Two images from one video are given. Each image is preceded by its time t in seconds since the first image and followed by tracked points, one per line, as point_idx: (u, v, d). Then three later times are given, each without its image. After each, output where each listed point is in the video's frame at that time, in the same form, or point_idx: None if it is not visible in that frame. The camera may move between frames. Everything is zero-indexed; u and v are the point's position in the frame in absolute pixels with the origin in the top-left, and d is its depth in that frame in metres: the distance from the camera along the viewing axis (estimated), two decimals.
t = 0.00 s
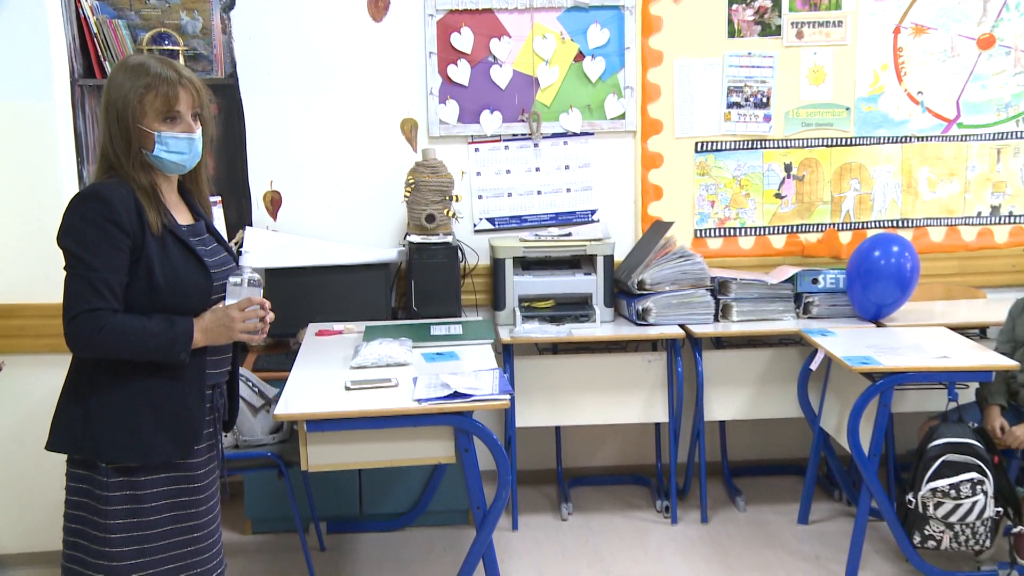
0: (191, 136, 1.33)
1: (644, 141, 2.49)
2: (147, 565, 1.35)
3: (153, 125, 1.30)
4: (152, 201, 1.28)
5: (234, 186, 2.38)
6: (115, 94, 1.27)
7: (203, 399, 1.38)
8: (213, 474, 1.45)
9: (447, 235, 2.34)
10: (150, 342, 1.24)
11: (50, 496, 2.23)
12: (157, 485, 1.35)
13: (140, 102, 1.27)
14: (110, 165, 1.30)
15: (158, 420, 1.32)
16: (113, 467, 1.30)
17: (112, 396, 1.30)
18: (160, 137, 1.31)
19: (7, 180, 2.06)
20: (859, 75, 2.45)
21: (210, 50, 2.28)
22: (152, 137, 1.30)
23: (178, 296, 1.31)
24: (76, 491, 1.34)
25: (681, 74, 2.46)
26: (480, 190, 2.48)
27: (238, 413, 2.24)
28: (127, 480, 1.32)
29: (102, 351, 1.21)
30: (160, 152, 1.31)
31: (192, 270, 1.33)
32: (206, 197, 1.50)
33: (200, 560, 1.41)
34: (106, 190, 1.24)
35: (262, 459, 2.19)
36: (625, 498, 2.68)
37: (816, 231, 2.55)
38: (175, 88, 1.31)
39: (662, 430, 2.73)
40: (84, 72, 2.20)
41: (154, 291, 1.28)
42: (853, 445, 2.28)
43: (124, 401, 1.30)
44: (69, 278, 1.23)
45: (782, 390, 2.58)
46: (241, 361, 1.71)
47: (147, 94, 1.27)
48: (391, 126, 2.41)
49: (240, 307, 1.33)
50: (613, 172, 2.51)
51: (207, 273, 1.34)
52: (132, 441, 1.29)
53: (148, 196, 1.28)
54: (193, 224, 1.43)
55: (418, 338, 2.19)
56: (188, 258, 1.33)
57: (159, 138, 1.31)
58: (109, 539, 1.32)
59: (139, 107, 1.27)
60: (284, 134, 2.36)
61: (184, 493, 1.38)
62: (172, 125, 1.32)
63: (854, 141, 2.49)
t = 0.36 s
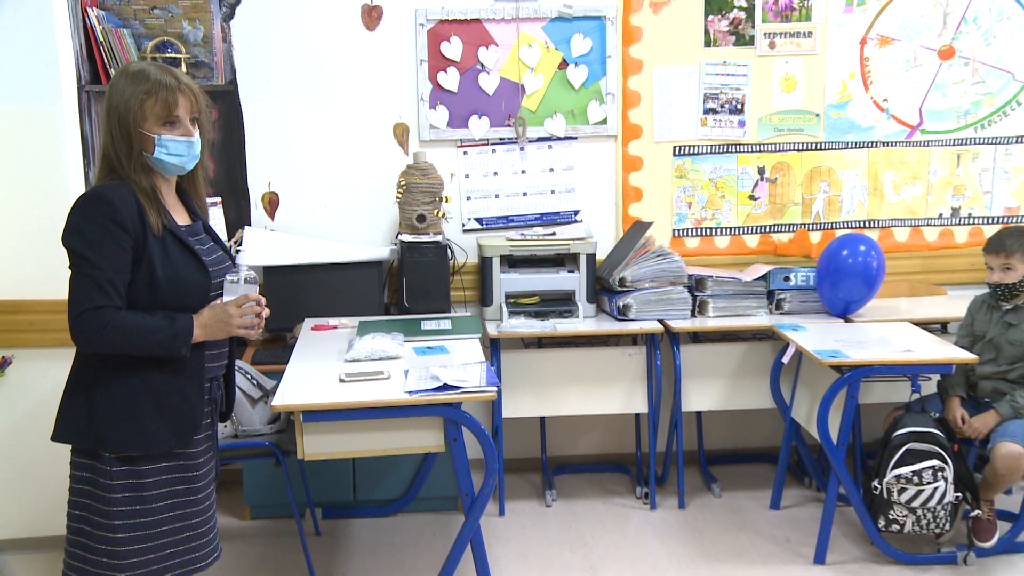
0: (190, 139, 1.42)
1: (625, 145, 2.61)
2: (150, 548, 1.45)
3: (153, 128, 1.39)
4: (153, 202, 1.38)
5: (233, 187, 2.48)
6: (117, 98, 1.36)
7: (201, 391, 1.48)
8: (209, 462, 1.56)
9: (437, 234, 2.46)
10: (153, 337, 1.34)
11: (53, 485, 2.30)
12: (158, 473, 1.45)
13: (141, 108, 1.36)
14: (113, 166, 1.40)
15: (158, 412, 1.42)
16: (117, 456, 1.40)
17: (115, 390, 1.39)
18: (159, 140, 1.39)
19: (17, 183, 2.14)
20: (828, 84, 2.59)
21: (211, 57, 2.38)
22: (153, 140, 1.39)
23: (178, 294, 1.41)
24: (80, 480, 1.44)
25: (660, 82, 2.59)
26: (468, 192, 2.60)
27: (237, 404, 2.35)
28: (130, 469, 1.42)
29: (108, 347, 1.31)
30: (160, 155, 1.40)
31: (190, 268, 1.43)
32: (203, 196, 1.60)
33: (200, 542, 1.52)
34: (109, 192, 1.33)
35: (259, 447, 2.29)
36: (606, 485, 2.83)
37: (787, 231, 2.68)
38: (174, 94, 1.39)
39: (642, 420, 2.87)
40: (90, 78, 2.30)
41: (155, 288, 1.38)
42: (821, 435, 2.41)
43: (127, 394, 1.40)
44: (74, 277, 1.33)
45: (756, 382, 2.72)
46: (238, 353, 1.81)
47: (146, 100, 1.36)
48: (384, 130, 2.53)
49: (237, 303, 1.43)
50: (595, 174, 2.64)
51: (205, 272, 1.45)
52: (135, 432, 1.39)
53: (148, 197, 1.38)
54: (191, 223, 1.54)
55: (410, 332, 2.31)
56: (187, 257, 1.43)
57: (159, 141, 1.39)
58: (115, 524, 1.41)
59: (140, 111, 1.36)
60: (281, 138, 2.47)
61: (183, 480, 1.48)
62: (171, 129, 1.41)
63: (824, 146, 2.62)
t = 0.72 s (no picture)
0: (188, 145, 1.46)
1: (606, 150, 2.75)
2: (153, 534, 1.51)
3: (152, 134, 1.43)
4: (152, 205, 1.42)
5: (233, 190, 2.60)
6: (117, 105, 1.40)
7: (200, 385, 1.54)
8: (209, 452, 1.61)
9: (428, 235, 2.59)
10: (152, 334, 1.39)
11: (64, 476, 2.38)
12: (159, 463, 1.50)
13: (140, 114, 1.41)
14: (112, 170, 1.44)
15: (159, 405, 1.47)
16: (118, 447, 1.46)
17: (117, 384, 1.45)
18: (157, 144, 1.44)
19: (31, 189, 2.26)
20: (798, 93, 2.73)
21: (211, 66, 2.50)
22: (151, 145, 1.44)
23: (177, 293, 1.46)
24: (85, 471, 1.50)
25: (640, 90, 2.73)
26: (457, 194, 2.73)
27: (238, 396, 2.48)
28: (132, 460, 1.47)
29: (109, 343, 1.36)
30: (159, 160, 1.44)
31: (189, 268, 1.48)
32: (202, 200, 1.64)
33: (201, 528, 1.58)
34: (110, 195, 1.38)
35: (258, 438, 2.42)
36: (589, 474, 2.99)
37: (760, 232, 2.83)
38: (172, 100, 1.44)
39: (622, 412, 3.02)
40: (97, 86, 2.41)
41: (155, 288, 1.43)
42: (792, 425, 2.53)
43: (129, 387, 1.45)
44: (77, 277, 1.38)
45: (730, 375, 2.86)
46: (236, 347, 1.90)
47: (145, 106, 1.40)
48: (377, 136, 2.65)
49: (231, 300, 1.48)
50: (578, 178, 2.77)
51: (204, 272, 1.50)
52: (136, 424, 1.44)
53: (148, 199, 1.42)
54: (190, 225, 1.58)
55: (402, 328, 2.44)
56: (186, 257, 1.48)
57: (158, 146, 1.44)
58: (118, 512, 1.47)
59: (138, 117, 1.40)
60: (279, 143, 2.60)
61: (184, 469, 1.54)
62: (169, 134, 1.46)
63: (794, 151, 2.77)
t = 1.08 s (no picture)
0: (194, 150, 1.52)
1: (589, 155, 2.89)
2: (161, 524, 1.54)
3: (161, 139, 1.47)
4: (154, 208, 1.46)
5: (233, 193, 2.72)
6: (126, 108, 1.44)
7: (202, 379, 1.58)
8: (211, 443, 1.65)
9: (419, 236, 2.72)
10: (160, 332, 1.44)
11: (72, 467, 2.49)
12: (164, 455, 1.54)
13: (149, 120, 1.45)
14: (115, 173, 1.47)
15: (163, 399, 1.51)
16: (124, 440, 1.49)
17: (123, 379, 1.49)
18: (166, 149, 1.48)
19: (42, 193, 2.37)
20: (770, 100, 2.88)
21: (213, 75, 2.62)
22: (159, 150, 1.48)
23: (179, 293, 1.50)
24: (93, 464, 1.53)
25: (621, 98, 2.87)
26: (447, 197, 2.86)
27: (238, 390, 2.60)
28: (138, 452, 1.50)
29: (115, 341, 1.40)
30: (167, 164, 1.49)
31: (190, 268, 1.52)
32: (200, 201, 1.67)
33: (205, 517, 1.61)
34: (116, 197, 1.42)
35: (257, 429, 2.53)
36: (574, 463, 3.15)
37: (735, 233, 2.98)
38: (183, 108, 1.49)
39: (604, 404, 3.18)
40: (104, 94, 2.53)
41: (157, 287, 1.47)
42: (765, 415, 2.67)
43: (134, 382, 1.49)
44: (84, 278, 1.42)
45: (707, 369, 3.01)
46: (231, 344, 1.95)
47: (157, 112, 1.45)
48: (371, 142, 2.78)
49: (233, 300, 1.54)
50: (562, 181, 2.91)
51: (204, 271, 1.54)
52: (141, 418, 1.48)
53: (150, 203, 1.46)
54: (188, 227, 1.63)
55: (395, 324, 2.57)
56: (188, 258, 1.52)
57: (165, 151, 1.48)
58: (127, 501, 1.50)
59: (149, 123, 1.45)
60: (277, 148, 2.72)
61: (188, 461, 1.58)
62: (176, 140, 1.51)
63: (768, 156, 2.92)
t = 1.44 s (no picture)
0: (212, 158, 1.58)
1: (573, 158, 3.02)
2: (179, 509, 1.51)
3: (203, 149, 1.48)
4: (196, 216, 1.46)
5: (232, 195, 2.84)
6: (179, 121, 1.41)
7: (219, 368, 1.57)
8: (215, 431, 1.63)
9: (411, 236, 2.85)
10: (212, 336, 1.46)
11: (78, 457, 2.60)
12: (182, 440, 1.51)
13: (200, 131, 1.44)
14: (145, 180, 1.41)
15: (188, 388, 1.48)
16: (151, 431, 1.45)
17: (149, 368, 1.44)
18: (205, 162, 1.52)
19: (52, 195, 2.48)
20: (746, 106, 3.02)
21: (213, 82, 2.74)
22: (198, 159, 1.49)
23: (209, 294, 1.53)
24: (109, 454, 1.46)
25: (604, 103, 3.00)
26: (438, 198, 2.99)
27: (238, 383, 2.73)
28: (160, 442, 1.46)
29: (176, 342, 1.41)
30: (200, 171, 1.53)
31: (215, 268, 1.56)
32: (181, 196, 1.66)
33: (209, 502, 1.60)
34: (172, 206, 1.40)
35: (256, 421, 2.64)
36: (559, 453, 3.30)
37: (713, 232, 3.12)
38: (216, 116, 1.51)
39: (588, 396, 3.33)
40: (109, 101, 2.64)
41: (193, 289, 1.49)
42: (741, 406, 2.80)
43: (161, 371, 1.45)
44: (127, 281, 1.37)
45: (686, 362, 3.15)
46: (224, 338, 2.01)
47: (208, 127, 1.46)
48: (365, 146, 2.91)
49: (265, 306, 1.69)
50: (548, 183, 3.04)
51: (223, 268, 1.58)
52: (170, 406, 1.45)
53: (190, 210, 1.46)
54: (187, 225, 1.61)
55: (387, 320, 2.70)
56: (211, 260, 1.56)
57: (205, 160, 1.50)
58: (149, 486, 1.46)
59: (200, 137, 1.45)
60: (274, 153, 2.84)
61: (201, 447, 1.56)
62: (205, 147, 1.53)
63: (743, 159, 3.06)
